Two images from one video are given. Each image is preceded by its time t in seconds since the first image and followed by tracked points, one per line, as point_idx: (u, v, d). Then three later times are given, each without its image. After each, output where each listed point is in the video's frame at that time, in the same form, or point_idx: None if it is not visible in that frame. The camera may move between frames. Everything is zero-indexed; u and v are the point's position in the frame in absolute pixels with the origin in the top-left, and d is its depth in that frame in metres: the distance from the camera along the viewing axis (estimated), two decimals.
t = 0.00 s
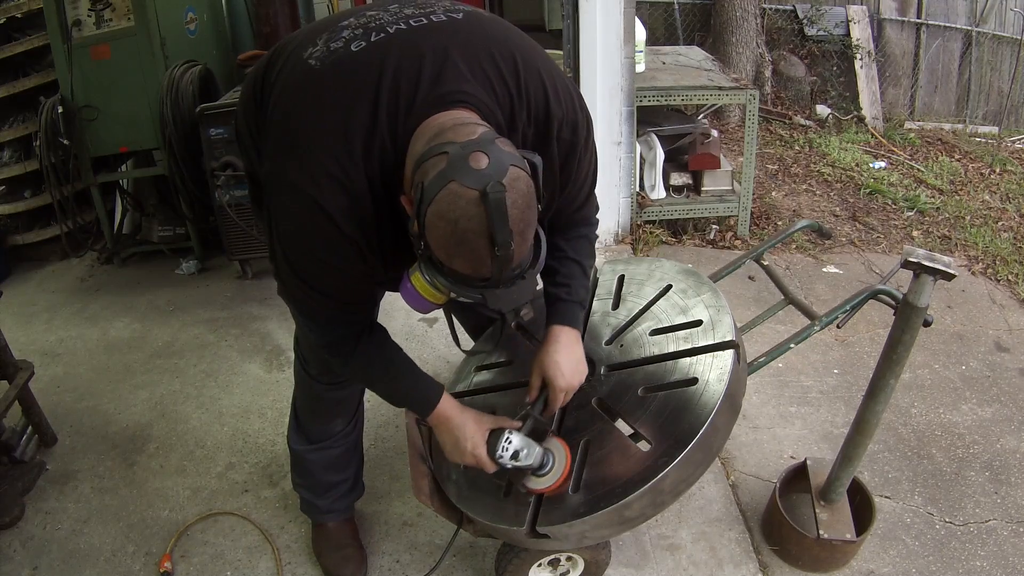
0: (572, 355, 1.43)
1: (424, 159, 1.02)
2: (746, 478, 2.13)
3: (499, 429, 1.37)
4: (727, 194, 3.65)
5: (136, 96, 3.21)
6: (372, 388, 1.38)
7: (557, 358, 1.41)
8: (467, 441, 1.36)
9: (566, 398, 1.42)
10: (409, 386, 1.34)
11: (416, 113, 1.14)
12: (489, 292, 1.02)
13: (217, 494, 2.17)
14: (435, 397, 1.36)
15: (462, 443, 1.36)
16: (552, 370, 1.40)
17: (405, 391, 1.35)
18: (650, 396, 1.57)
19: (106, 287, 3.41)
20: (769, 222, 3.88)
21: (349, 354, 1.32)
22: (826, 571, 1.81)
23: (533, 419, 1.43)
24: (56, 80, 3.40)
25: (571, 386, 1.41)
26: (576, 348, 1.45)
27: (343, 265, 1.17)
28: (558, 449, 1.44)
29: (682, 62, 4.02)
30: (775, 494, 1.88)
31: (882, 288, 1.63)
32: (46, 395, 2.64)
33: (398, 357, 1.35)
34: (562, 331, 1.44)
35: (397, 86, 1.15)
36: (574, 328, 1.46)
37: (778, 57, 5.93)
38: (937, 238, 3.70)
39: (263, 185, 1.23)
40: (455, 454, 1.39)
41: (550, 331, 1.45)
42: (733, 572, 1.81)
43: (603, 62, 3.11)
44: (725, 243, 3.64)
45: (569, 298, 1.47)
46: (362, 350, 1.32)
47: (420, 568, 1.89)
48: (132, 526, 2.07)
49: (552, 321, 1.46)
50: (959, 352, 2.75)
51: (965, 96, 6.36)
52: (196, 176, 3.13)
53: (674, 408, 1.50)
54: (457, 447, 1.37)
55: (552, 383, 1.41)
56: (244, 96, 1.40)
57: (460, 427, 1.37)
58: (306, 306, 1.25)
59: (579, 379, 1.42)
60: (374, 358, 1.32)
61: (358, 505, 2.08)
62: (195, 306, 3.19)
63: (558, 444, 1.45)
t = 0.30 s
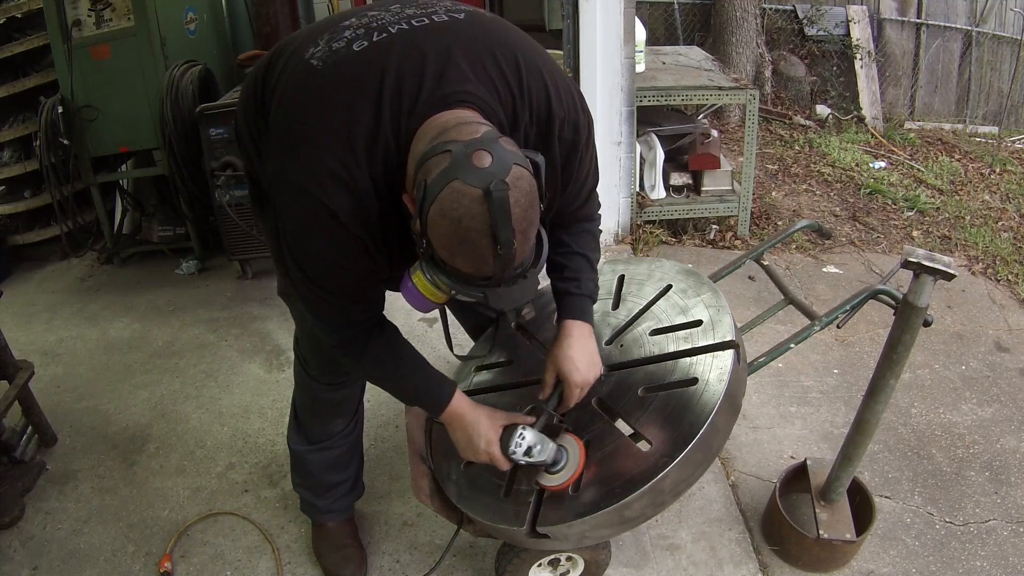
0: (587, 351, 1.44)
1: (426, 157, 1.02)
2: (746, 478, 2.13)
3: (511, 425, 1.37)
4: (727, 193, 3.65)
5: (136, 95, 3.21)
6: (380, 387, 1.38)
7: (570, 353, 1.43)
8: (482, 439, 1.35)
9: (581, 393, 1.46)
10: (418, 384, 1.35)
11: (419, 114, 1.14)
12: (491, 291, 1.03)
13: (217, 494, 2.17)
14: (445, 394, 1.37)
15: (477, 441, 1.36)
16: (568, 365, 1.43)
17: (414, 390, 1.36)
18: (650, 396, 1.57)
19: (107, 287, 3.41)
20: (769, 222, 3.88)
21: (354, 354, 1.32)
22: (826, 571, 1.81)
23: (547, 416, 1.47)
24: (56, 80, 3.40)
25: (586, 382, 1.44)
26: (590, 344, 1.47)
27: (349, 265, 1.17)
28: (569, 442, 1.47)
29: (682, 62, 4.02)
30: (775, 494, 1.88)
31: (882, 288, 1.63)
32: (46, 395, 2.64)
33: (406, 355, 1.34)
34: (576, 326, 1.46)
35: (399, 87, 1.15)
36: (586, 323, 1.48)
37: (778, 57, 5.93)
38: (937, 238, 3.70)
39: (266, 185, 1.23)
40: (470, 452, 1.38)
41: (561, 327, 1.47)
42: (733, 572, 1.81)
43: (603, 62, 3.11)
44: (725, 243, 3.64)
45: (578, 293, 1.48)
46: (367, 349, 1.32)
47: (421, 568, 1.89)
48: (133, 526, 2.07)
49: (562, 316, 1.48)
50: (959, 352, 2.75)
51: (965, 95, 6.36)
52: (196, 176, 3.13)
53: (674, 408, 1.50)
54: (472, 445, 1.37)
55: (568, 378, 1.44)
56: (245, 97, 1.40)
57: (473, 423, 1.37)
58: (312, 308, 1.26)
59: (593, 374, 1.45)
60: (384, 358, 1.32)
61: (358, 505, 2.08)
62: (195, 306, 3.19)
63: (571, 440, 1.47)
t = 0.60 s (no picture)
0: (547, 347, 1.48)
1: (430, 152, 1.02)
2: (746, 478, 2.13)
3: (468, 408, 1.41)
4: (727, 193, 3.65)
5: (137, 95, 3.21)
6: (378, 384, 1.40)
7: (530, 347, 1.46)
8: (439, 417, 1.40)
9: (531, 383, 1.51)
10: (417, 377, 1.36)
11: (421, 109, 1.13)
12: (492, 287, 1.03)
13: (217, 494, 2.17)
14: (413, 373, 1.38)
15: (433, 418, 1.41)
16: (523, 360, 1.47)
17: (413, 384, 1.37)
18: (650, 395, 1.57)
19: (107, 287, 3.41)
20: (769, 222, 3.88)
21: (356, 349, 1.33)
22: (826, 571, 1.81)
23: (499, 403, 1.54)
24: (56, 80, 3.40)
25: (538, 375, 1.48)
26: (552, 342, 1.49)
27: (350, 261, 1.17)
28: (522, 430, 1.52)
29: (682, 62, 4.02)
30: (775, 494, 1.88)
31: (882, 288, 1.63)
32: (46, 395, 2.64)
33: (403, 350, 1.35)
34: (540, 325, 1.47)
35: (401, 83, 1.15)
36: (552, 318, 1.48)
37: (778, 57, 5.92)
38: (937, 238, 3.70)
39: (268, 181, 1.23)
40: (427, 425, 1.44)
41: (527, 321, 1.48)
42: (733, 572, 1.81)
43: (603, 62, 3.11)
44: (725, 243, 3.64)
45: (553, 293, 1.48)
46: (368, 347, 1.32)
47: (420, 568, 1.89)
48: (133, 526, 2.07)
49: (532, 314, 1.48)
50: (959, 352, 2.75)
51: (965, 95, 6.36)
52: (196, 176, 3.13)
53: (674, 407, 1.50)
54: (430, 421, 1.42)
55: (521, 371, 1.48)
56: (246, 94, 1.40)
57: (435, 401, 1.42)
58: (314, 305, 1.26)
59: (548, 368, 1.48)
60: (383, 353, 1.33)
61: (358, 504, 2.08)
62: (196, 305, 3.19)
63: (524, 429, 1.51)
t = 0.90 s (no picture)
0: (568, 368, 1.41)
1: (422, 158, 1.02)
2: (746, 478, 2.13)
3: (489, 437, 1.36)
4: (727, 193, 3.65)
5: (137, 96, 3.21)
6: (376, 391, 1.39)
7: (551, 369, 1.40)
8: (458, 444, 1.36)
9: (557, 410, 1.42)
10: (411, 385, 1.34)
11: (415, 115, 1.13)
12: (483, 293, 1.03)
13: (217, 494, 2.17)
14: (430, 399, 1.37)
15: (453, 445, 1.36)
16: (544, 383, 1.40)
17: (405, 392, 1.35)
18: (650, 396, 1.57)
19: (107, 287, 3.41)
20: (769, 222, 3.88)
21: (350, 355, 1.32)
22: (826, 571, 1.81)
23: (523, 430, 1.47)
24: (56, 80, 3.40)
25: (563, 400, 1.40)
26: (570, 361, 1.43)
27: (346, 265, 1.17)
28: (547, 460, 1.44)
29: (682, 62, 4.02)
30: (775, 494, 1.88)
31: (882, 288, 1.63)
32: (46, 395, 2.64)
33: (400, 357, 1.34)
34: (557, 344, 1.43)
35: (396, 89, 1.15)
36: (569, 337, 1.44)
37: (778, 57, 5.92)
38: (937, 238, 3.70)
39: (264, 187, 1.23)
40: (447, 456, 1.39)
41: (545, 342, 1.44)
42: (733, 572, 1.81)
43: (604, 62, 3.11)
44: (725, 243, 3.64)
45: (563, 312, 1.45)
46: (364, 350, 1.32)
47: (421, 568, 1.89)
48: (133, 526, 2.07)
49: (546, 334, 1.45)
50: (959, 352, 2.75)
51: (965, 95, 6.36)
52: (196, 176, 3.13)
53: (674, 408, 1.50)
54: (450, 450, 1.37)
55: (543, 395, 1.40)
56: (243, 100, 1.40)
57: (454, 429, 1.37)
58: (310, 309, 1.26)
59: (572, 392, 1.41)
60: (379, 356, 1.33)
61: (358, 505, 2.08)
62: (196, 305, 3.19)
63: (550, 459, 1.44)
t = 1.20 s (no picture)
0: (571, 360, 1.42)
1: (417, 147, 1.03)
2: (746, 478, 2.13)
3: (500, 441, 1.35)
4: (727, 193, 3.65)
5: (137, 96, 3.21)
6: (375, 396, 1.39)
7: (555, 363, 1.40)
8: (470, 453, 1.35)
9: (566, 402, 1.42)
10: (408, 390, 1.34)
11: (412, 109, 1.13)
12: (479, 285, 1.03)
13: (217, 494, 2.17)
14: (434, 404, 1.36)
15: (465, 454, 1.35)
16: (551, 374, 1.40)
17: (403, 398, 1.35)
18: (649, 396, 1.57)
19: (107, 287, 3.41)
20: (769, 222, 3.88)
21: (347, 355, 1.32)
22: (826, 571, 1.81)
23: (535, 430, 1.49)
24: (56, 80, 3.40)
25: (569, 391, 1.41)
26: (575, 350, 1.44)
27: (343, 262, 1.17)
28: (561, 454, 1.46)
29: (682, 62, 4.02)
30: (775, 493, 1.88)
31: (882, 288, 1.63)
32: (46, 394, 2.65)
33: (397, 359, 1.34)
34: (563, 330, 1.44)
35: (392, 84, 1.15)
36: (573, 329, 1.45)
37: (778, 57, 5.92)
38: (937, 238, 3.70)
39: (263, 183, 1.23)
40: (459, 465, 1.38)
41: (547, 335, 1.44)
42: (733, 572, 1.81)
43: (604, 61, 3.11)
44: (725, 243, 3.64)
45: (565, 297, 1.46)
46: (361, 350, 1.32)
47: (421, 568, 1.89)
48: (133, 526, 2.07)
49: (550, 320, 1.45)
50: (959, 352, 2.75)
51: (965, 95, 6.36)
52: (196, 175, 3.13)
53: (674, 408, 1.50)
54: (461, 458, 1.36)
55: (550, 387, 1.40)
56: (242, 98, 1.40)
57: (463, 436, 1.37)
58: (310, 309, 1.26)
59: (578, 383, 1.41)
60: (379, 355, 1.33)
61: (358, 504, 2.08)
62: (196, 305, 3.19)
63: (562, 452, 1.46)
